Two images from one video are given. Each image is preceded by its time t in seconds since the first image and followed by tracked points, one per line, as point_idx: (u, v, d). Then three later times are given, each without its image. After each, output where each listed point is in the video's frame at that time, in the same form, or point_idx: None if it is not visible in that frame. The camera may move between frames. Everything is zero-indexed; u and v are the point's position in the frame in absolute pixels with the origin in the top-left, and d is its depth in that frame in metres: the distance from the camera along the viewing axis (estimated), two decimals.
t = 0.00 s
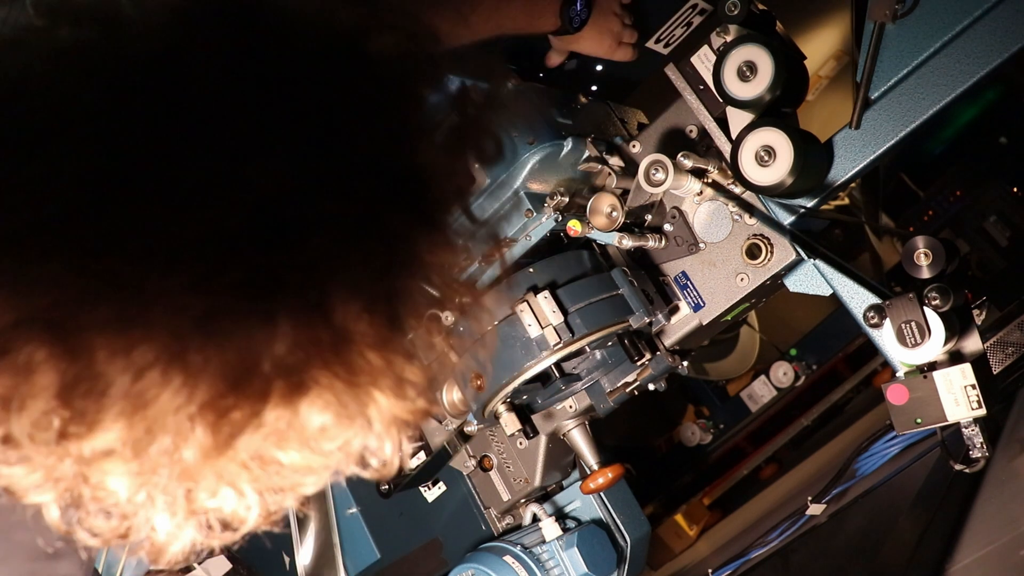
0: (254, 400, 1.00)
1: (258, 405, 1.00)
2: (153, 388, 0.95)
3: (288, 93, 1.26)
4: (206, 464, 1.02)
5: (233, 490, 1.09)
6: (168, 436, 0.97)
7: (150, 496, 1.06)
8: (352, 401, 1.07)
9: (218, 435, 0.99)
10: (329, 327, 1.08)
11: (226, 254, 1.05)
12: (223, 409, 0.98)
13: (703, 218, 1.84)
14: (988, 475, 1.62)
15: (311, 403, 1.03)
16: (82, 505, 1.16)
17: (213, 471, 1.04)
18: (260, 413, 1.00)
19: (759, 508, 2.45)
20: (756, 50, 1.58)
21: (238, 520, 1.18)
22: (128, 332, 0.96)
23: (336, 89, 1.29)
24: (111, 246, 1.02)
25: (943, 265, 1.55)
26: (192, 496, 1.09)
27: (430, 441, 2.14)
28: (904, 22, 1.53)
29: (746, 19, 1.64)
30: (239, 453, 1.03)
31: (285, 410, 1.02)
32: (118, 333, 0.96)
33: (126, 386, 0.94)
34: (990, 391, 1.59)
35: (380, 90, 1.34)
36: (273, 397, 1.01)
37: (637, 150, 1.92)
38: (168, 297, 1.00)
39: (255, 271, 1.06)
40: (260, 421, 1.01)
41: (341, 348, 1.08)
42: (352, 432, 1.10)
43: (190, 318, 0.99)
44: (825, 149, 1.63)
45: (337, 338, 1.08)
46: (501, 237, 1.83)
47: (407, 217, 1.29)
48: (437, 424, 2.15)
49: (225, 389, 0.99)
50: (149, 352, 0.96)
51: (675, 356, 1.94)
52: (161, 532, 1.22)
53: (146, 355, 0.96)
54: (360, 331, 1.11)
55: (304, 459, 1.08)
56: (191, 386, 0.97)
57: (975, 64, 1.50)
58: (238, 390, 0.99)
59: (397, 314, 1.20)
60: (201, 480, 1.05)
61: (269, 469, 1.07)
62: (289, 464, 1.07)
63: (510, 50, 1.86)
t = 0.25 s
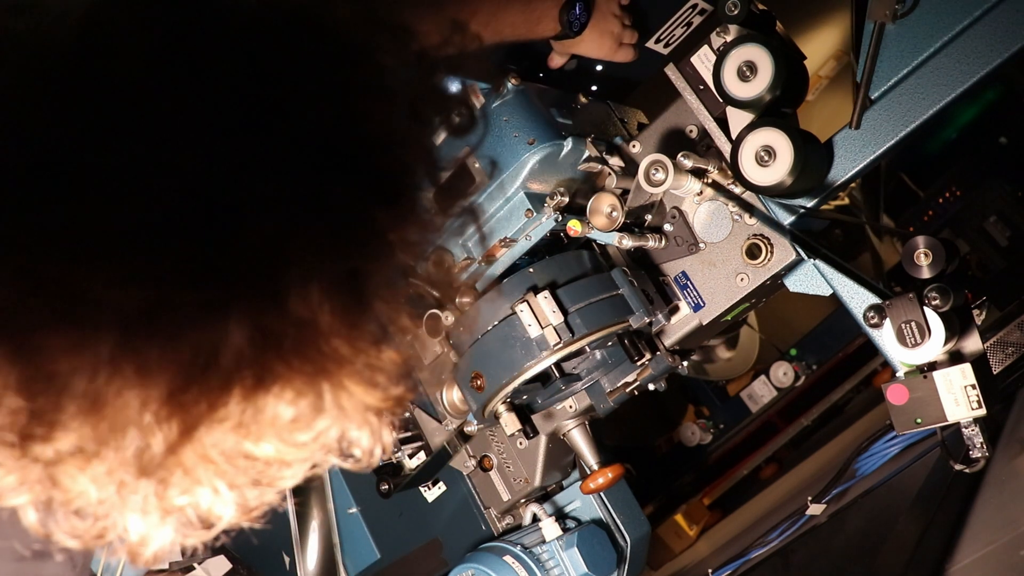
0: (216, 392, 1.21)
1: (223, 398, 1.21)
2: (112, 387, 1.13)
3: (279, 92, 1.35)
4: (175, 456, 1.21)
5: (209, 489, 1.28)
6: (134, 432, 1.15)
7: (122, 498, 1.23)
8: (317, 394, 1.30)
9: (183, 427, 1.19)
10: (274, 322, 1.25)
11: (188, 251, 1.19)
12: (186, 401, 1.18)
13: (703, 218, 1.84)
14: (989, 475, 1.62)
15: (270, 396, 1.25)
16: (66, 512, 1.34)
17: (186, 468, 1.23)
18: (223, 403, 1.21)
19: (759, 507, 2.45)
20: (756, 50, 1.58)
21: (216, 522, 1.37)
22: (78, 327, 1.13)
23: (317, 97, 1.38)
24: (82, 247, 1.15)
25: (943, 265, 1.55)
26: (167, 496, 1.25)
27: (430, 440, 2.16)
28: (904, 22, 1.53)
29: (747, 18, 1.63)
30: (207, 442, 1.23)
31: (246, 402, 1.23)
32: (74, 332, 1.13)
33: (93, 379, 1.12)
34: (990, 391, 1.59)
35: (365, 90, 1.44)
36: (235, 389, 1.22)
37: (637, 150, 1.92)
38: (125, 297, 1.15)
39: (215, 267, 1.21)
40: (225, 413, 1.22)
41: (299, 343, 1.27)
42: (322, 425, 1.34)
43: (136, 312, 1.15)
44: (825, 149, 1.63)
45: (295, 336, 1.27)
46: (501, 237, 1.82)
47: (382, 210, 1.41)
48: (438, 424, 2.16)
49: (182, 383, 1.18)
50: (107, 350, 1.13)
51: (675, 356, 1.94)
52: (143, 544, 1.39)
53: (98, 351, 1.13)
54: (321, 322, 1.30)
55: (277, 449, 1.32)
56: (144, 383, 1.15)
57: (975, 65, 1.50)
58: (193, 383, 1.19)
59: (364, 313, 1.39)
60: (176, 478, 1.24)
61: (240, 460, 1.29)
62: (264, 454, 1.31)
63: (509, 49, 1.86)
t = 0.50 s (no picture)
0: (199, 390, 1.48)
1: (204, 396, 1.48)
2: (90, 383, 1.41)
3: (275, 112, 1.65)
4: (150, 451, 1.45)
5: (193, 486, 1.54)
6: (117, 429, 1.40)
7: (106, 497, 1.47)
8: (298, 390, 1.57)
9: (160, 420, 1.44)
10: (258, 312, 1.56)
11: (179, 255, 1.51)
12: (163, 400, 1.45)
13: (703, 218, 1.84)
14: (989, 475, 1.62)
15: (246, 398, 1.52)
16: (55, 514, 1.60)
17: (172, 467, 1.49)
18: (205, 402, 1.48)
19: (760, 507, 2.45)
20: (756, 50, 1.58)
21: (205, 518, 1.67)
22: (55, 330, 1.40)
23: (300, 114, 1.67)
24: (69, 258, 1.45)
25: (943, 265, 1.55)
26: (151, 495, 1.50)
27: (430, 440, 2.18)
28: (904, 22, 1.54)
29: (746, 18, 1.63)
30: (186, 442, 1.48)
31: (225, 403, 1.50)
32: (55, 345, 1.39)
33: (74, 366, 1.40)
34: (990, 391, 1.59)
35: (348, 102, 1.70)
36: (215, 387, 1.49)
37: (637, 150, 1.92)
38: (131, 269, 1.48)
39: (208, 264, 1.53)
40: (207, 411, 1.49)
41: (280, 338, 1.56)
42: (306, 423, 1.62)
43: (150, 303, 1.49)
44: (825, 149, 1.63)
45: (275, 337, 1.56)
46: (501, 237, 1.81)
47: (362, 208, 1.70)
48: (438, 424, 2.19)
49: (158, 381, 1.45)
50: (85, 345, 1.41)
51: (675, 356, 1.94)
52: (127, 544, 1.64)
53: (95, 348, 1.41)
54: (299, 320, 1.59)
55: (260, 446, 1.57)
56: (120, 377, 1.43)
57: (975, 64, 1.50)
58: (177, 381, 1.47)
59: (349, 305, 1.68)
60: (160, 476, 1.49)
61: (219, 460, 1.53)
62: (247, 451, 1.56)
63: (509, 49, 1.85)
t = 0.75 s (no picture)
0: (200, 385, 1.68)
1: (205, 394, 1.68)
2: (90, 379, 1.58)
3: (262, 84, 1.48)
4: (148, 449, 1.62)
5: (191, 486, 1.72)
6: (117, 425, 1.59)
7: (104, 496, 1.64)
8: (300, 388, 1.78)
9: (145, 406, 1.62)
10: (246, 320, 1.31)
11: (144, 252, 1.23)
12: (164, 397, 1.64)
13: (704, 218, 1.84)
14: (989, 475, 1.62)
15: (249, 394, 1.71)
16: (54, 515, 1.76)
17: (173, 463, 1.66)
18: (205, 398, 1.67)
19: (760, 507, 2.45)
20: (756, 50, 1.58)
21: (200, 518, 1.87)
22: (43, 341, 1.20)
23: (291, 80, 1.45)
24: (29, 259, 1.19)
25: (943, 265, 1.55)
26: (150, 493, 1.66)
27: (430, 440, 2.19)
28: (904, 22, 1.54)
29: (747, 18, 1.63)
30: (188, 441, 1.66)
31: (223, 400, 1.69)
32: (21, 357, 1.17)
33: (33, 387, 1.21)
34: (990, 391, 1.59)
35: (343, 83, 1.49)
36: (215, 387, 1.69)
37: (637, 150, 1.92)
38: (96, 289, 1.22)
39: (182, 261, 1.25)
40: (209, 408, 1.67)
41: (287, 338, 1.77)
42: (304, 421, 1.82)
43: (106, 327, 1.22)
44: (825, 149, 1.63)
45: (276, 325, 1.76)
46: (501, 237, 1.81)
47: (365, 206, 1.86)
48: (438, 424, 2.19)
49: (159, 376, 1.64)
50: (85, 342, 1.59)
51: (675, 356, 1.93)
52: (124, 545, 1.80)
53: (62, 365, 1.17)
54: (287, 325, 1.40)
55: (262, 443, 1.76)
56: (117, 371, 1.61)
57: (976, 64, 1.50)
58: (178, 373, 1.66)
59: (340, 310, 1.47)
60: (160, 473, 1.66)
61: (222, 458, 1.72)
62: (248, 448, 1.74)
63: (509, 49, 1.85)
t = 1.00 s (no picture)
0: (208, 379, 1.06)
1: (214, 386, 1.06)
2: (100, 369, 1.00)
3: (251, 70, 1.15)
4: (160, 442, 1.06)
5: (202, 484, 1.14)
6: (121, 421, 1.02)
7: (111, 493, 1.10)
8: (311, 382, 1.12)
9: (171, 413, 1.04)
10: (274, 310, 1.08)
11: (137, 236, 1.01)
12: (174, 389, 1.04)
13: (703, 218, 1.84)
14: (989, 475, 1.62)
15: (264, 389, 1.09)
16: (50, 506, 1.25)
17: (180, 459, 1.09)
18: (212, 394, 1.06)
19: (760, 507, 2.45)
20: (756, 50, 1.58)
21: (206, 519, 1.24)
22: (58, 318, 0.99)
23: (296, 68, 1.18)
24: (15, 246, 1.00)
25: (943, 265, 1.55)
26: (155, 488, 1.11)
27: (430, 440, 2.19)
28: (904, 22, 1.54)
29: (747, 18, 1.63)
30: (197, 436, 1.08)
31: (235, 395, 1.07)
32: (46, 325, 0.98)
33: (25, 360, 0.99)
34: (990, 391, 1.59)
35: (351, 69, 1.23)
36: (225, 377, 1.07)
37: (637, 150, 1.92)
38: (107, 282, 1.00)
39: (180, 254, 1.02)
40: (214, 402, 1.07)
41: (293, 323, 1.10)
42: (314, 417, 1.14)
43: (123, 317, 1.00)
44: (825, 148, 1.63)
45: (288, 319, 1.09)
46: (501, 237, 1.81)
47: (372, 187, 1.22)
48: (438, 424, 2.20)
49: (173, 366, 1.03)
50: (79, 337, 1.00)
51: (675, 356, 1.94)
52: (127, 544, 1.25)
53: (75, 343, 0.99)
54: (313, 310, 1.12)
55: (272, 443, 1.14)
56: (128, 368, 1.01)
57: (975, 65, 1.50)
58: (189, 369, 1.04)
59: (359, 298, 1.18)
60: (167, 468, 1.09)
61: (232, 452, 1.14)
62: (254, 446, 1.13)
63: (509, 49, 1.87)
